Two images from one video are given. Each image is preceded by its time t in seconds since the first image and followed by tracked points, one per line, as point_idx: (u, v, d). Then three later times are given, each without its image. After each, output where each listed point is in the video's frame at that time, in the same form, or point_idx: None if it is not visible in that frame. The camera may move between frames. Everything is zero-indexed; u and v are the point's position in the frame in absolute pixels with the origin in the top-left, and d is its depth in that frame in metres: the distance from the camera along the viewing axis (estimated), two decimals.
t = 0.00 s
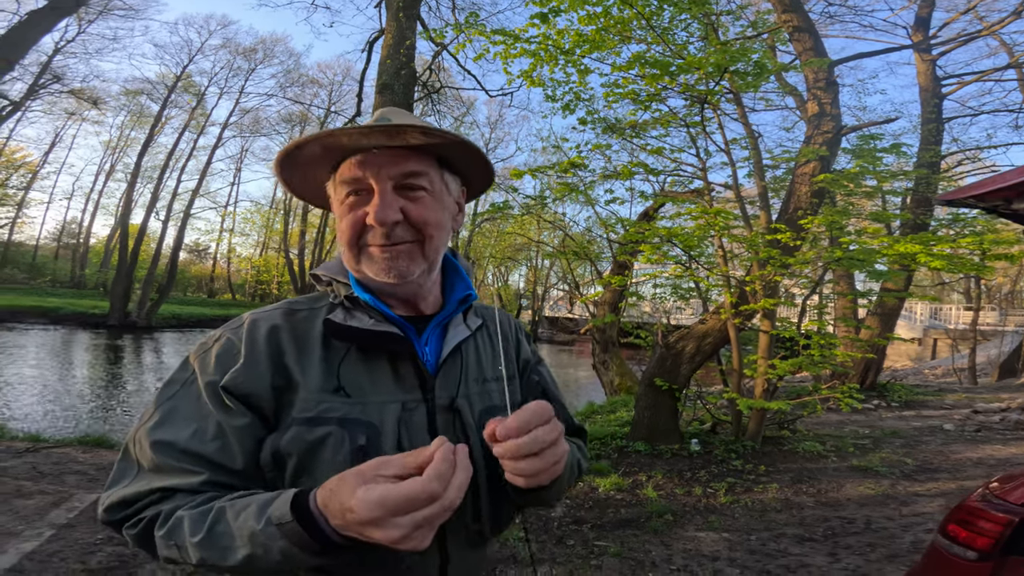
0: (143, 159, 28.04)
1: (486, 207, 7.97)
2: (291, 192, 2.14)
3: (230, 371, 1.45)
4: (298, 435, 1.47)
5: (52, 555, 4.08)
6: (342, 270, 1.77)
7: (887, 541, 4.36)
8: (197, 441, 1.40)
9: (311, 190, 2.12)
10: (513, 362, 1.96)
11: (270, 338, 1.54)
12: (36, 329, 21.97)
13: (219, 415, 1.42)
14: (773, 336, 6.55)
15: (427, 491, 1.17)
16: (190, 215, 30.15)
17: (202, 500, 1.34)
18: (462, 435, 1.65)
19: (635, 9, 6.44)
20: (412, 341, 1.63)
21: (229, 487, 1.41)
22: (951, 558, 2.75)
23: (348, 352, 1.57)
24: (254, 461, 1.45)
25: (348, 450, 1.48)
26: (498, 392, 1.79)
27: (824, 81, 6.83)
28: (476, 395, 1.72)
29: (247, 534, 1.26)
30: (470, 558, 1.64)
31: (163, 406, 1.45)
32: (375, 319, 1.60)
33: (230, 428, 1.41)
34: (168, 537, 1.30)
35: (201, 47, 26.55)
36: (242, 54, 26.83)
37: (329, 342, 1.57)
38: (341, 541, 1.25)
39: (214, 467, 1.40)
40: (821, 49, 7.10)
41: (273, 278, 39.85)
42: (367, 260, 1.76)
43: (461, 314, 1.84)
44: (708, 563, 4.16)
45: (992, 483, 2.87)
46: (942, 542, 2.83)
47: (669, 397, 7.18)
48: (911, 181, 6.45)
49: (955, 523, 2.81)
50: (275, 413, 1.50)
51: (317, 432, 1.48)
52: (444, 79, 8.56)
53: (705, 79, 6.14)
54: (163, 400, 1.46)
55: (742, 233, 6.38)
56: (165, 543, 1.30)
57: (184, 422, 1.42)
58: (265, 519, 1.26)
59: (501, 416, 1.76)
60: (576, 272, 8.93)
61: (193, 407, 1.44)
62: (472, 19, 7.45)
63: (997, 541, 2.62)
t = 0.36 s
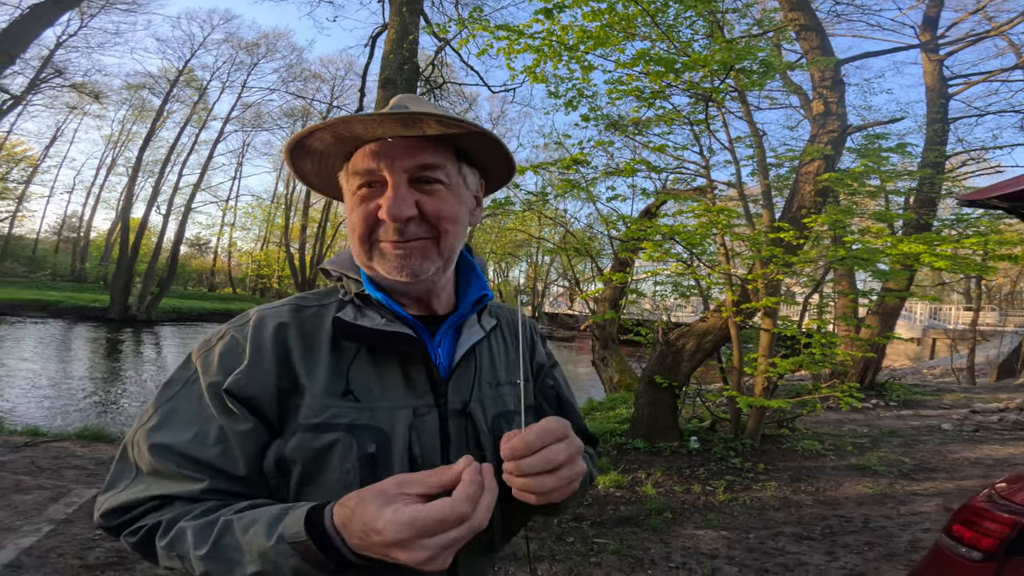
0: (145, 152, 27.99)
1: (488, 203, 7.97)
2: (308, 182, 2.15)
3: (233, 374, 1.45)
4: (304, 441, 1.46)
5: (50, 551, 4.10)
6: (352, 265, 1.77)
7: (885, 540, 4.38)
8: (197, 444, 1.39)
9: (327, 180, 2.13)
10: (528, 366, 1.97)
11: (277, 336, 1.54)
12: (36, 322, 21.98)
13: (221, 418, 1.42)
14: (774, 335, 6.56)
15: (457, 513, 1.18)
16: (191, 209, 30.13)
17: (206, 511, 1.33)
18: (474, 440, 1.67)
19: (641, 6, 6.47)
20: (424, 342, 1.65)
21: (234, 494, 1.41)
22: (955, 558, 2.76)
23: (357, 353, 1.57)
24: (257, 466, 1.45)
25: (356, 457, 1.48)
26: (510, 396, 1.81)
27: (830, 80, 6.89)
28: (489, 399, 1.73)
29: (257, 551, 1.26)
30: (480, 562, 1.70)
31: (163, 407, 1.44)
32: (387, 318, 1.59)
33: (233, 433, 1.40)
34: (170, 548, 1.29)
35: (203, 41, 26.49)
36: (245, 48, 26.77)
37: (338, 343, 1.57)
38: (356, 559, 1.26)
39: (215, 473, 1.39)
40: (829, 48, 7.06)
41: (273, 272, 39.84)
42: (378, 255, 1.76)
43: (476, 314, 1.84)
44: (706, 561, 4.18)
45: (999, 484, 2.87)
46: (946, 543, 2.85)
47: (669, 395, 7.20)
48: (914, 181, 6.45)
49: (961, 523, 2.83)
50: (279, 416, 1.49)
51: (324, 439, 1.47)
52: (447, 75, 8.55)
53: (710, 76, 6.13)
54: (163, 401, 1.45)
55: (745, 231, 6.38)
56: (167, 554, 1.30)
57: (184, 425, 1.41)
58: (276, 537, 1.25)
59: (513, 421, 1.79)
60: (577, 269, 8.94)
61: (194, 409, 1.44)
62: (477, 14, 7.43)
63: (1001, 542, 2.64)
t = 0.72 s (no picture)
0: (147, 149, 27.95)
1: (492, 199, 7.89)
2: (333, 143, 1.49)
3: (253, 386, 1.26)
4: (338, 458, 1.28)
5: (54, 553, 4.04)
6: (377, 260, 1.43)
7: (898, 539, 4.32)
8: (215, 461, 1.24)
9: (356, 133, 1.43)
10: (559, 367, 1.75)
11: (300, 341, 1.32)
12: (38, 318, 22.01)
13: (241, 434, 1.25)
14: (783, 333, 6.48)
15: (507, 535, 1.08)
16: (192, 205, 30.11)
17: (230, 533, 1.19)
18: (510, 451, 1.48)
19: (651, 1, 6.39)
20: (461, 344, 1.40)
21: (257, 514, 1.25)
22: (990, 557, 2.76)
23: (391, 358, 1.34)
24: (286, 484, 1.27)
25: (395, 474, 1.29)
26: (542, 400, 1.61)
27: (841, 78, 6.76)
28: (522, 405, 1.53)
29: None
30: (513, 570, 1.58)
31: (177, 420, 1.29)
32: (421, 320, 1.33)
33: (253, 453, 1.23)
34: (192, 569, 1.17)
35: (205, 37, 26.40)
36: (246, 45, 26.68)
37: (369, 344, 1.34)
38: None
39: (238, 492, 1.24)
40: (840, 45, 6.96)
41: (274, 269, 39.82)
42: (478, 291, 1.39)
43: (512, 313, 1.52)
44: (718, 560, 4.12)
45: None
46: (979, 541, 2.84)
47: (675, 392, 7.14)
48: (924, 179, 6.39)
49: (995, 522, 2.82)
50: (306, 430, 1.30)
51: (361, 456, 1.28)
52: (451, 70, 8.47)
53: (720, 73, 6.06)
54: (177, 414, 1.30)
55: (753, 228, 6.30)
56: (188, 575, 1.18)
57: (201, 440, 1.26)
58: (306, 568, 1.10)
59: (547, 426, 1.60)
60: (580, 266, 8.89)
61: (212, 422, 1.27)
62: (483, 8, 7.35)
63: None
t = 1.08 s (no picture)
0: (150, 147, 27.96)
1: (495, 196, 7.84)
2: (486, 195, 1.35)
3: (318, 388, 1.20)
4: (392, 467, 1.26)
5: (63, 552, 4.01)
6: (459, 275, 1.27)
7: (909, 537, 4.27)
8: (250, 455, 1.19)
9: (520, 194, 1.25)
10: (576, 390, 1.71)
11: (369, 344, 1.24)
12: (42, 316, 22.07)
13: (288, 433, 1.20)
14: (791, 330, 6.39)
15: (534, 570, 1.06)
16: (196, 203, 30.15)
17: (249, 523, 1.16)
18: (528, 465, 1.48)
19: None
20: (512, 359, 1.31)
21: (278, 507, 1.21)
22: (1013, 555, 2.61)
23: (450, 370, 1.29)
24: (322, 486, 1.24)
25: (437, 487, 1.28)
26: (560, 418, 1.61)
27: (850, 75, 6.70)
28: (541, 423, 1.53)
29: None
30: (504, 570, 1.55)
31: (215, 406, 1.23)
32: (483, 337, 1.24)
33: (295, 455, 1.19)
34: (201, 551, 1.14)
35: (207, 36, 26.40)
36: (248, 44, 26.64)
37: (430, 350, 1.28)
38: None
39: (267, 486, 1.20)
40: (848, 41, 6.87)
41: (278, 267, 39.87)
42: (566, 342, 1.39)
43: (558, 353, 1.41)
44: (727, 558, 4.08)
45: None
46: (1002, 539, 2.70)
47: (682, 389, 7.09)
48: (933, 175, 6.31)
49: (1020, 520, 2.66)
50: (355, 435, 1.25)
51: (411, 466, 1.26)
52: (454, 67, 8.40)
53: (728, 69, 5.99)
54: (216, 398, 1.23)
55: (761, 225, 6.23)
56: (196, 555, 1.15)
57: (240, 429, 1.20)
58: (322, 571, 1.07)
59: (560, 445, 1.60)
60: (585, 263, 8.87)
61: (256, 413, 1.21)
62: (487, 3, 7.28)
63: None
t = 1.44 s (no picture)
0: (160, 149, 28.17)
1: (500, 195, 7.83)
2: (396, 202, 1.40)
3: (226, 383, 1.14)
4: (309, 459, 1.19)
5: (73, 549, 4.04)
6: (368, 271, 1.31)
7: (919, 535, 4.23)
8: (158, 456, 1.09)
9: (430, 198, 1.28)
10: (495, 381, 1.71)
11: (277, 339, 1.21)
12: (58, 317, 22.35)
13: (199, 429, 1.12)
14: (799, 327, 6.34)
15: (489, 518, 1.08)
16: (206, 205, 30.38)
17: (175, 525, 1.07)
18: (451, 453, 1.46)
19: None
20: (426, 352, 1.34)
21: (196, 510, 1.12)
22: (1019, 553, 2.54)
23: (366, 363, 1.27)
24: (239, 485, 1.16)
25: (364, 479, 1.23)
26: (481, 409, 1.60)
27: (856, 71, 6.70)
28: (462, 413, 1.52)
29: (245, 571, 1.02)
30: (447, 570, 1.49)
31: (103, 409, 1.10)
32: (398, 331, 1.26)
33: (208, 452, 1.11)
34: (122, 562, 1.03)
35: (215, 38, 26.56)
36: (255, 46, 26.78)
37: (342, 346, 1.26)
38: None
39: (183, 487, 1.11)
40: (854, 37, 6.82)
41: (288, 267, 40.08)
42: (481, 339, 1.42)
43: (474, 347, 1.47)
44: (733, 556, 4.07)
45: None
46: (1011, 538, 2.62)
47: (688, 388, 7.05)
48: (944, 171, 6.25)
49: None
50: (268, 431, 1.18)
51: (334, 457, 1.21)
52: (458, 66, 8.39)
53: (732, 66, 5.97)
54: (104, 401, 1.11)
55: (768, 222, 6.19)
56: (114, 569, 1.03)
57: (145, 428, 1.10)
58: (275, 555, 1.03)
59: (482, 435, 1.59)
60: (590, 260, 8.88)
61: (160, 410, 1.11)
62: (490, 2, 7.28)
63: None
